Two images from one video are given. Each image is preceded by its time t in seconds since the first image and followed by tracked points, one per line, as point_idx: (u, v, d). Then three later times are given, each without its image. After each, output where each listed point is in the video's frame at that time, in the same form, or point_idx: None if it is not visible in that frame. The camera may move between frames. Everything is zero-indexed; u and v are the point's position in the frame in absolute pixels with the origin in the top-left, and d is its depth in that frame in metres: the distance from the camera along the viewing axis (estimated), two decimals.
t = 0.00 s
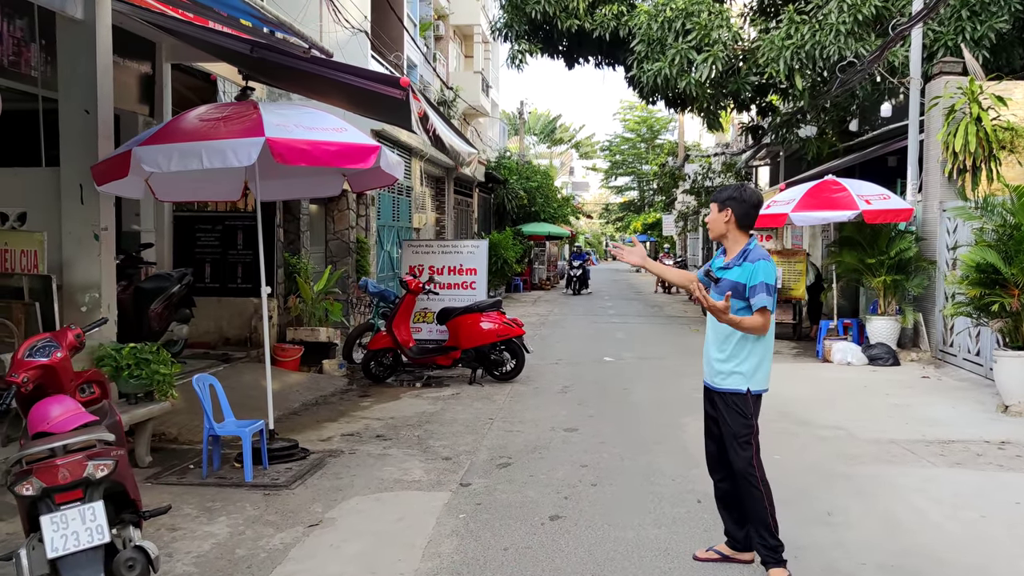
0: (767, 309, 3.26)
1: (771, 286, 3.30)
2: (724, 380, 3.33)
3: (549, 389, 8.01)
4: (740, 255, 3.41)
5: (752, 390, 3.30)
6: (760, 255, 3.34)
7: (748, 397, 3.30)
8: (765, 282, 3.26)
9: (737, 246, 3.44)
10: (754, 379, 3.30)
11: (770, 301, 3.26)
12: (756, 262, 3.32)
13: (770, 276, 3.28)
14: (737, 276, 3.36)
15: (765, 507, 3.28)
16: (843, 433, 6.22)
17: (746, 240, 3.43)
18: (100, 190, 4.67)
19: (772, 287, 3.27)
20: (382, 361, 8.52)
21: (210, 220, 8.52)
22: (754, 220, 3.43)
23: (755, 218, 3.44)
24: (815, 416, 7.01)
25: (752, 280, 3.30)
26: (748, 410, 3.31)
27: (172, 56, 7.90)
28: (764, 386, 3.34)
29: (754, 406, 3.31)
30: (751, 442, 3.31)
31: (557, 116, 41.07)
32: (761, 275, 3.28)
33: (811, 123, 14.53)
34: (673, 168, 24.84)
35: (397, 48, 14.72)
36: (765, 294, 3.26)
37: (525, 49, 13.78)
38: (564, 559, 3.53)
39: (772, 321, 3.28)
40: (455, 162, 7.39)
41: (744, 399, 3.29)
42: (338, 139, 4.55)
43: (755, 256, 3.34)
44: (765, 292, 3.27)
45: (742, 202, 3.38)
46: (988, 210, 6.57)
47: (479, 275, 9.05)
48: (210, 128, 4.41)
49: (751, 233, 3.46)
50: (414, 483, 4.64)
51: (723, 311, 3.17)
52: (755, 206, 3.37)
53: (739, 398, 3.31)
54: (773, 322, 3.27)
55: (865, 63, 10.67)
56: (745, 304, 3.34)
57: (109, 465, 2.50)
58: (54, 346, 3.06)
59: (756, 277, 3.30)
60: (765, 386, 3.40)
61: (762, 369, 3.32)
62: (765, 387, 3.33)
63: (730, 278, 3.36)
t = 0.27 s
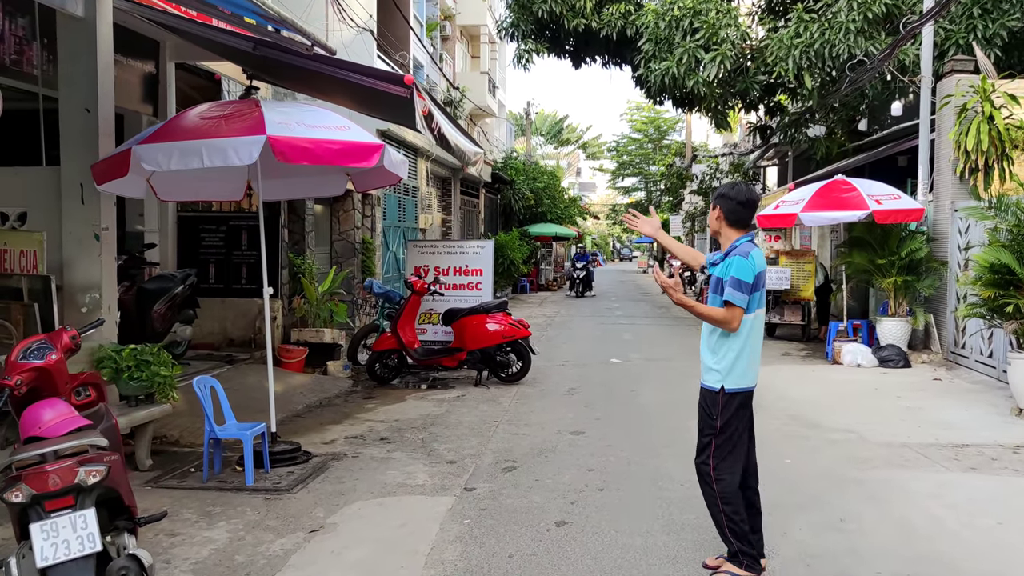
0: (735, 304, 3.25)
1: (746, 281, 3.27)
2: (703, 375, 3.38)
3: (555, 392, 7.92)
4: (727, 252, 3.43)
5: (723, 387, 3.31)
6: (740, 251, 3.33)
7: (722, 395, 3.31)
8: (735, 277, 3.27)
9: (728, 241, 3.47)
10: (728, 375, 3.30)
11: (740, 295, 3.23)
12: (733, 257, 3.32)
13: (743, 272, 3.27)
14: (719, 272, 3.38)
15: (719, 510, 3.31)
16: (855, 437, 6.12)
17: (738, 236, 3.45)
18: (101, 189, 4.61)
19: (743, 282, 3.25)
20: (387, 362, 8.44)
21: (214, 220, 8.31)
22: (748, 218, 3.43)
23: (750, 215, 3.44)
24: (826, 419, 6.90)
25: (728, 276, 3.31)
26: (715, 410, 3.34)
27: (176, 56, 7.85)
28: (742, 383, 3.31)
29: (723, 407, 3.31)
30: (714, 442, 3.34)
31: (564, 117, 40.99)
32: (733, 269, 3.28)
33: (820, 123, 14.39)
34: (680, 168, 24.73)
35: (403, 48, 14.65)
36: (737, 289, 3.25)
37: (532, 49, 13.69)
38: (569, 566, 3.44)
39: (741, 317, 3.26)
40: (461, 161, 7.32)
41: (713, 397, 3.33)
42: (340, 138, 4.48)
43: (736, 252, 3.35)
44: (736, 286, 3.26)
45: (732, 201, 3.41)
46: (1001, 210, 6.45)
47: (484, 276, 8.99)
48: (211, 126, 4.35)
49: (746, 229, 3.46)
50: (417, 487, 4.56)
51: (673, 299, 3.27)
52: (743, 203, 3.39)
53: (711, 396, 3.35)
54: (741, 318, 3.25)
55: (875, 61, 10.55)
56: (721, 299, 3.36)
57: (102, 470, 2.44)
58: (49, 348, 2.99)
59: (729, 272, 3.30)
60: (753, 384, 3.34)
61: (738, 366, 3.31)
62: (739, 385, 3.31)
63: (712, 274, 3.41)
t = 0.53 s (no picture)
0: (720, 305, 3.29)
1: (726, 281, 3.30)
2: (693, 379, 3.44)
3: (561, 395, 7.82)
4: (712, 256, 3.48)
5: (707, 389, 3.34)
6: (719, 251, 3.38)
7: (705, 397, 3.36)
8: (714, 279, 3.32)
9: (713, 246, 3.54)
10: (711, 377, 3.34)
11: (720, 296, 3.28)
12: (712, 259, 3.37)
13: (721, 273, 3.31)
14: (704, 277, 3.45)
15: (679, 504, 3.40)
16: (866, 441, 6.00)
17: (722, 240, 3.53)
18: (98, 189, 4.53)
19: (723, 282, 3.30)
20: (390, 365, 8.35)
21: (217, 221, 8.25)
22: (729, 218, 3.57)
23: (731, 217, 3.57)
24: (836, 423, 6.78)
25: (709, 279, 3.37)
26: (696, 412, 3.39)
27: (179, 55, 7.80)
28: (726, 385, 3.32)
29: (704, 409, 3.36)
30: (690, 441, 3.40)
31: (570, 118, 40.88)
32: (712, 271, 3.34)
33: (828, 123, 14.25)
34: (687, 169, 24.59)
35: (408, 48, 14.56)
36: (717, 290, 3.30)
37: (538, 48, 13.60)
38: None
39: (727, 317, 3.28)
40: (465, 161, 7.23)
41: (696, 398, 3.38)
42: (341, 136, 4.39)
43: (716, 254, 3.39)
44: (716, 288, 3.31)
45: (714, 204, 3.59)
46: (1015, 210, 6.31)
47: (490, 277, 8.85)
48: (210, 125, 4.27)
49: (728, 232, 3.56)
50: (419, 493, 4.46)
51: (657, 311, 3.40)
52: (721, 204, 3.55)
53: (695, 398, 3.41)
54: (728, 318, 3.28)
55: (885, 60, 10.41)
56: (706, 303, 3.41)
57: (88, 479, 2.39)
58: (40, 352, 2.93)
59: (709, 275, 3.35)
60: (740, 387, 3.33)
61: (722, 367, 3.33)
62: (724, 387, 3.32)
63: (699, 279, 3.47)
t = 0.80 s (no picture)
0: (690, 310, 3.27)
1: (693, 285, 3.28)
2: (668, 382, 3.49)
3: (566, 397, 7.72)
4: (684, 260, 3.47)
5: (677, 392, 3.39)
6: (686, 256, 3.36)
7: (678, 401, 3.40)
8: (681, 285, 3.30)
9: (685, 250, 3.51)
10: (680, 380, 3.37)
11: (685, 300, 3.27)
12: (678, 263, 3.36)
13: (688, 278, 3.29)
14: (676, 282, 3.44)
15: (667, 508, 3.44)
16: (877, 446, 5.88)
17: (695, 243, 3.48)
18: (95, 189, 4.46)
19: (691, 287, 3.27)
20: (394, 367, 8.26)
21: (219, 222, 8.17)
22: (705, 221, 3.48)
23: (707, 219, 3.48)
24: (846, 427, 6.65)
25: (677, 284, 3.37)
26: (670, 415, 3.43)
27: (181, 55, 7.75)
28: (694, 388, 3.33)
29: (675, 411, 3.40)
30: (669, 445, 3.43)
31: (577, 119, 40.76)
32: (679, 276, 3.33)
33: (836, 123, 14.11)
34: (693, 169, 24.45)
35: (413, 49, 14.49)
36: (684, 295, 3.29)
37: (543, 48, 13.50)
38: None
39: (700, 321, 3.27)
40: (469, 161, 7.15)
41: (667, 402, 3.43)
42: (342, 136, 4.31)
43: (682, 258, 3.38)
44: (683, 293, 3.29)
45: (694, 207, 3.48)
46: None
47: (494, 279, 8.77)
48: (208, 124, 4.19)
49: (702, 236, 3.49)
50: (421, 499, 4.37)
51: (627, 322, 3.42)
52: (693, 208, 3.46)
53: (669, 402, 3.45)
54: (700, 322, 3.26)
55: (894, 59, 10.27)
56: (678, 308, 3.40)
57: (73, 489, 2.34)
58: (29, 356, 2.86)
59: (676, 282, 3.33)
60: (711, 391, 3.32)
61: (690, 371, 3.34)
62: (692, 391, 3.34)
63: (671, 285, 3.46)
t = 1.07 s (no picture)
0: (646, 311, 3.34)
1: (649, 285, 3.35)
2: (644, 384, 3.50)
3: (572, 401, 7.61)
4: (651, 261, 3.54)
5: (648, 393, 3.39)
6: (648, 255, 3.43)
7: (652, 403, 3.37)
8: (640, 285, 3.38)
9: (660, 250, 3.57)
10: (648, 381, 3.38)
11: (640, 300, 3.34)
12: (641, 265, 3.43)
13: (648, 278, 3.36)
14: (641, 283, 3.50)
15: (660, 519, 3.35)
16: (890, 452, 5.75)
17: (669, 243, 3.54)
18: (92, 190, 4.37)
19: (649, 287, 3.34)
20: (398, 370, 8.16)
21: (222, 223, 8.10)
22: (681, 221, 3.52)
23: (678, 215, 3.53)
24: (858, 431, 6.52)
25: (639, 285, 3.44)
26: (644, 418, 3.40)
27: (184, 55, 7.69)
28: (663, 388, 3.33)
29: (649, 413, 3.38)
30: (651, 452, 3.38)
31: (584, 120, 40.63)
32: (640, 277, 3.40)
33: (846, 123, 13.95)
34: (701, 170, 24.30)
35: (418, 49, 14.40)
36: (640, 294, 3.36)
37: (549, 48, 13.39)
38: None
39: (651, 322, 3.32)
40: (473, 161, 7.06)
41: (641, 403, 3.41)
42: (342, 135, 4.22)
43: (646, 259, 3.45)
44: (640, 292, 3.36)
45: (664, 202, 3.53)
46: None
47: (499, 281, 8.65)
48: (206, 123, 4.11)
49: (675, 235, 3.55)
50: (422, 507, 4.27)
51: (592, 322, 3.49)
52: (666, 207, 3.50)
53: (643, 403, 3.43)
54: (652, 322, 3.31)
55: (905, 58, 10.11)
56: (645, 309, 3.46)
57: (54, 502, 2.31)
58: (16, 361, 2.80)
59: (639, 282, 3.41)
60: (681, 390, 3.32)
61: (657, 371, 3.37)
62: (658, 390, 3.34)
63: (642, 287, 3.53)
